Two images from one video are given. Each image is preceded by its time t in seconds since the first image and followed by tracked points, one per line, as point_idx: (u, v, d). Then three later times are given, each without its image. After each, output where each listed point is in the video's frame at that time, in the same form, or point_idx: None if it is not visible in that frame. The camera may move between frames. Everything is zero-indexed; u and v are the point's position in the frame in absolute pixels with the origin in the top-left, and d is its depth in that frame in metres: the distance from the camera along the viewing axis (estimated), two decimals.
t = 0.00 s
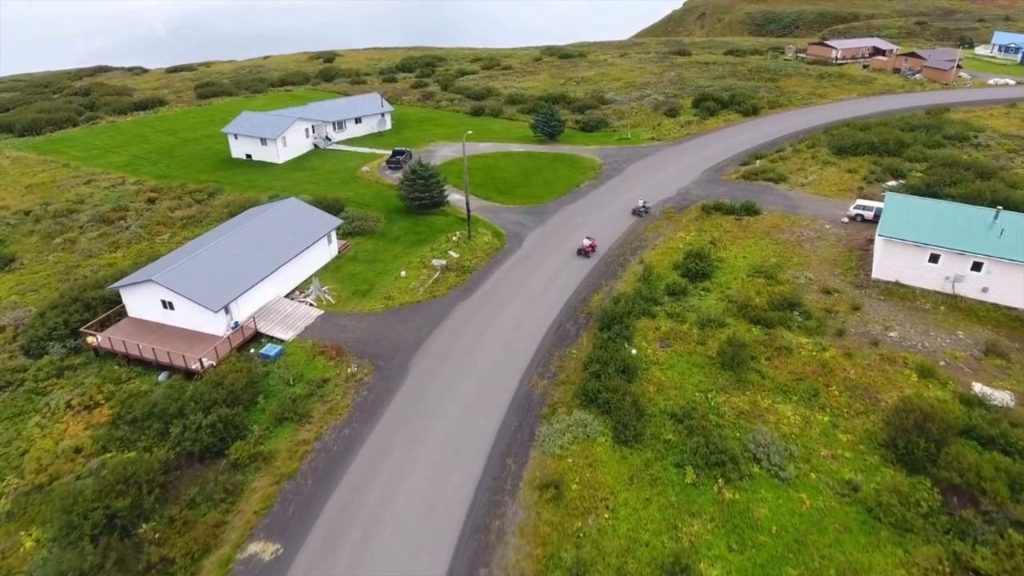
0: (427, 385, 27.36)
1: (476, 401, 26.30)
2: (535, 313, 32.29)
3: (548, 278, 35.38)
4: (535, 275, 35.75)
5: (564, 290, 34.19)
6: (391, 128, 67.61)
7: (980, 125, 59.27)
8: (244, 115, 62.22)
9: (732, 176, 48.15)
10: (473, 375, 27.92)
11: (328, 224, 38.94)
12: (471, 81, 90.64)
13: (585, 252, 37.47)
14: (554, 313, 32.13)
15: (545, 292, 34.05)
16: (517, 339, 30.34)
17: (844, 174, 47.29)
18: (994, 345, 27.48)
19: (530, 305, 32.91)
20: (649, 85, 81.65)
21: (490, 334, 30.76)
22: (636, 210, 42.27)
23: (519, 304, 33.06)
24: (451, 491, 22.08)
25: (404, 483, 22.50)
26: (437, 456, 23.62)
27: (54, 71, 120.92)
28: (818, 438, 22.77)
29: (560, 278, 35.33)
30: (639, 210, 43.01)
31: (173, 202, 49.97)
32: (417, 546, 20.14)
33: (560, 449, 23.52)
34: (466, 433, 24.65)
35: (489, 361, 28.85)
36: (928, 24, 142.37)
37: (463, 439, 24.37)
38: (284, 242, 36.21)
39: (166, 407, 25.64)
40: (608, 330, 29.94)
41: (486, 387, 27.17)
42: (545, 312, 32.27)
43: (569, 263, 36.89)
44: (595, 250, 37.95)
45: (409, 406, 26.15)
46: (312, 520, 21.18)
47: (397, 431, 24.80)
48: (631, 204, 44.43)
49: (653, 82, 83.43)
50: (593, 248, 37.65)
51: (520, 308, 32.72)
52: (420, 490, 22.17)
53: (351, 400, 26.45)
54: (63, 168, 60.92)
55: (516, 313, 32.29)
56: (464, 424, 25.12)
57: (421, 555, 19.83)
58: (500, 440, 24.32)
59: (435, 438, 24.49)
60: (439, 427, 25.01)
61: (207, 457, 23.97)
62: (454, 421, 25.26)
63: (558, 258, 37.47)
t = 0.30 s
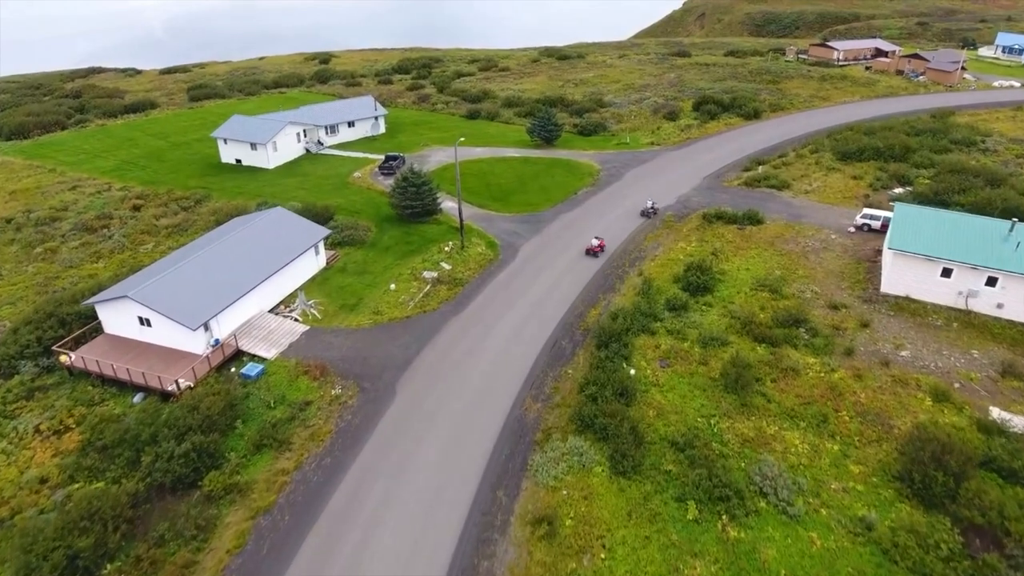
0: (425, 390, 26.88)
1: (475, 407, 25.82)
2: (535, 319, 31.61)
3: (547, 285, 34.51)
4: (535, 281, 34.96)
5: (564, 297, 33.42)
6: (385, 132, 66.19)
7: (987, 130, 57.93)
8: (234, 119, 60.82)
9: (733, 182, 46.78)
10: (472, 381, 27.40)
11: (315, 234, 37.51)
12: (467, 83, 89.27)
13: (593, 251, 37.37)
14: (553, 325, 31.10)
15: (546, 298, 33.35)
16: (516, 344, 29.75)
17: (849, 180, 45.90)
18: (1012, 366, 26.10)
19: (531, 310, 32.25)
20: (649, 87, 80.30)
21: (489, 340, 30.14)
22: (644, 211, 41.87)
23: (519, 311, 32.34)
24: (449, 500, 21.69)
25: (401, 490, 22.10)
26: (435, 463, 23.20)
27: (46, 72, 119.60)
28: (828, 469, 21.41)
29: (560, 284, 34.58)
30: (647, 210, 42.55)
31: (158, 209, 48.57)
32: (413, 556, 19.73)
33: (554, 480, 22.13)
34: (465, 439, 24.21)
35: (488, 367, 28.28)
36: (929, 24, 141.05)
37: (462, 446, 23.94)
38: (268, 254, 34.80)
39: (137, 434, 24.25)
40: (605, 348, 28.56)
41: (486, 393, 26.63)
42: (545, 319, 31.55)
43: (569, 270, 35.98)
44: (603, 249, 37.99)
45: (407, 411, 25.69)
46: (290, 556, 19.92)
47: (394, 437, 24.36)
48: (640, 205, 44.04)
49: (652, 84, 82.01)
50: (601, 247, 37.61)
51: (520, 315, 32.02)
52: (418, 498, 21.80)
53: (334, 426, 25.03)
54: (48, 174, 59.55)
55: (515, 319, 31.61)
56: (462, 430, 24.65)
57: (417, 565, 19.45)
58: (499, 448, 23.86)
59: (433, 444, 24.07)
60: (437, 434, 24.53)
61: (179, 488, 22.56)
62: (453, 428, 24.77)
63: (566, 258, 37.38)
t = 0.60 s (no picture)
0: (422, 400, 26.24)
1: (472, 418, 25.16)
2: (534, 328, 30.75)
3: (545, 296, 33.41)
4: (533, 290, 33.97)
5: (563, 306, 32.45)
6: (377, 136, 64.52)
7: (993, 134, 56.40)
8: (221, 123, 59.19)
9: (735, 191, 45.16)
10: (468, 392, 26.66)
11: (297, 248, 35.88)
12: (462, 86, 87.63)
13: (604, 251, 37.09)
14: (551, 337, 30.12)
15: (545, 307, 32.45)
16: (514, 354, 28.94)
17: (854, 188, 44.30)
18: None
19: (529, 320, 31.41)
20: (647, 90, 78.72)
21: (486, 350, 29.29)
22: (654, 213, 41.31)
23: (517, 320, 31.47)
24: (445, 510, 21.28)
25: (395, 503, 21.57)
26: (429, 477, 22.58)
27: (36, 75, 117.90)
28: (840, 510, 19.86)
29: (559, 293, 33.59)
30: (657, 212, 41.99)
31: (139, 219, 46.90)
32: (408, 567, 19.38)
33: (545, 521, 20.50)
34: (460, 452, 23.58)
35: (485, 377, 27.50)
36: (929, 25, 139.58)
37: (457, 458, 23.32)
38: (246, 271, 33.19)
39: (100, 468, 22.62)
40: (601, 372, 26.93)
41: (482, 404, 25.92)
42: (543, 329, 30.70)
43: (567, 279, 34.87)
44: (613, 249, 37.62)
45: (402, 422, 25.07)
46: None
47: (388, 450, 23.73)
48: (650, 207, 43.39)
49: (650, 87, 80.43)
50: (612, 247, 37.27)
51: (519, 324, 31.18)
52: (413, 510, 21.31)
53: (311, 460, 23.41)
54: (29, 181, 57.89)
55: (513, 329, 30.74)
56: (458, 443, 24.00)
57: None
58: (495, 461, 23.18)
59: (428, 456, 23.46)
60: (432, 446, 23.90)
61: (141, 531, 20.90)
62: (448, 441, 24.11)
63: (575, 258, 37.09)
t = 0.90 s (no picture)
0: (416, 415, 25.44)
1: (467, 435, 24.34)
2: (532, 341, 29.82)
3: (543, 308, 32.40)
4: (531, 301, 32.96)
5: (562, 319, 31.47)
6: (369, 141, 63.06)
7: (1000, 139, 55.06)
8: (209, 127, 57.73)
9: (736, 198, 43.78)
10: (464, 407, 25.82)
11: (281, 260, 34.53)
12: (458, 88, 86.17)
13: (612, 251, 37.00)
14: (549, 351, 29.14)
15: (543, 319, 31.50)
16: (511, 368, 28.02)
17: (859, 196, 42.92)
18: None
19: (527, 332, 30.47)
20: (645, 92, 77.36)
21: (482, 363, 28.37)
22: (662, 214, 40.95)
23: (515, 332, 30.53)
24: (445, 516, 21.05)
25: (395, 509, 21.33)
26: (421, 497, 21.77)
27: (27, 76, 116.55)
28: (853, 551, 18.50)
29: (558, 305, 32.60)
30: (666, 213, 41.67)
31: (122, 227, 45.50)
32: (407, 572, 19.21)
33: (536, 562, 19.10)
34: (454, 471, 22.78)
35: (481, 392, 26.62)
36: (930, 26, 138.31)
37: (450, 478, 22.50)
38: (227, 285, 31.82)
39: (62, 502, 21.22)
40: (596, 396, 25.51)
41: (478, 421, 25.07)
42: (541, 342, 29.77)
43: (566, 290, 33.84)
44: (622, 249, 37.53)
45: (395, 437, 24.28)
46: None
47: (381, 467, 22.96)
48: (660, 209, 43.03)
49: (649, 89, 79.11)
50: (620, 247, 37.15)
51: (516, 336, 30.25)
52: (414, 514, 21.14)
53: (287, 493, 22.00)
54: (12, 187, 56.48)
55: (511, 342, 29.82)
56: (452, 461, 23.19)
57: None
58: (489, 481, 22.34)
59: (421, 475, 22.66)
60: (425, 464, 23.08)
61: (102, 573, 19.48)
62: (442, 459, 23.29)
63: (584, 257, 37.12)
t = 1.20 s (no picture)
0: (404, 436, 24.35)
1: (456, 459, 23.16)
2: (526, 356, 28.61)
3: (538, 321, 31.15)
4: (526, 313, 31.73)
5: (557, 332, 30.24)
6: (360, 145, 61.63)
7: (1004, 142, 53.81)
8: (195, 132, 56.32)
9: (736, 206, 42.39)
10: (454, 428, 24.69)
11: (263, 273, 32.98)
12: (452, 91, 84.80)
13: (621, 251, 36.74)
14: (543, 367, 27.92)
15: (539, 332, 30.28)
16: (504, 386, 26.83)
17: (863, 203, 41.56)
18: None
19: (522, 346, 29.26)
20: (642, 95, 76.06)
21: (474, 380, 27.20)
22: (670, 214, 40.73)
23: (509, 346, 29.32)
24: (429, 550, 19.83)
25: (377, 541, 20.14)
26: (407, 524, 20.71)
27: (15, 78, 114.93)
28: None
29: (553, 318, 31.35)
30: (672, 214, 41.46)
31: (102, 237, 44.10)
32: None
33: None
34: (442, 496, 21.69)
35: (472, 412, 25.47)
36: (929, 26, 137.19)
37: (437, 504, 21.42)
38: (207, 299, 30.40)
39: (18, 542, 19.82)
40: (591, 421, 24.14)
41: (468, 442, 23.95)
42: (536, 357, 28.56)
43: (562, 302, 32.59)
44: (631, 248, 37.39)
45: (381, 462, 23.12)
46: None
47: (364, 495, 21.80)
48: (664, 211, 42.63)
49: (646, 91, 77.80)
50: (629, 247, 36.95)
51: (511, 350, 29.05)
52: (397, 547, 19.94)
53: (260, 531, 20.61)
54: None
55: (505, 356, 28.62)
56: (440, 486, 22.08)
57: None
58: (477, 512, 21.10)
59: (407, 501, 21.55)
60: (412, 490, 21.98)
61: None
62: (430, 484, 22.17)
63: (592, 254, 37.02)
